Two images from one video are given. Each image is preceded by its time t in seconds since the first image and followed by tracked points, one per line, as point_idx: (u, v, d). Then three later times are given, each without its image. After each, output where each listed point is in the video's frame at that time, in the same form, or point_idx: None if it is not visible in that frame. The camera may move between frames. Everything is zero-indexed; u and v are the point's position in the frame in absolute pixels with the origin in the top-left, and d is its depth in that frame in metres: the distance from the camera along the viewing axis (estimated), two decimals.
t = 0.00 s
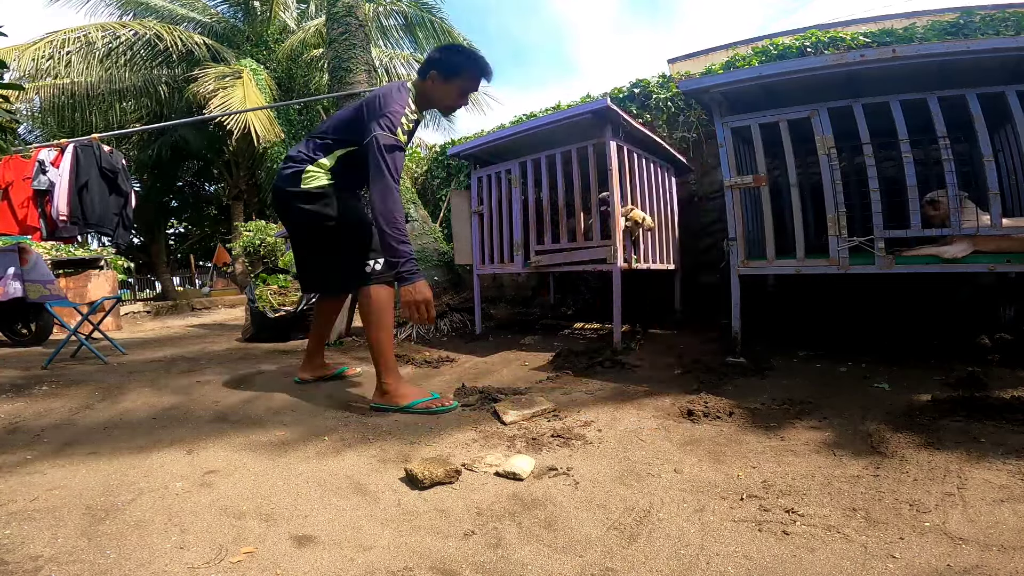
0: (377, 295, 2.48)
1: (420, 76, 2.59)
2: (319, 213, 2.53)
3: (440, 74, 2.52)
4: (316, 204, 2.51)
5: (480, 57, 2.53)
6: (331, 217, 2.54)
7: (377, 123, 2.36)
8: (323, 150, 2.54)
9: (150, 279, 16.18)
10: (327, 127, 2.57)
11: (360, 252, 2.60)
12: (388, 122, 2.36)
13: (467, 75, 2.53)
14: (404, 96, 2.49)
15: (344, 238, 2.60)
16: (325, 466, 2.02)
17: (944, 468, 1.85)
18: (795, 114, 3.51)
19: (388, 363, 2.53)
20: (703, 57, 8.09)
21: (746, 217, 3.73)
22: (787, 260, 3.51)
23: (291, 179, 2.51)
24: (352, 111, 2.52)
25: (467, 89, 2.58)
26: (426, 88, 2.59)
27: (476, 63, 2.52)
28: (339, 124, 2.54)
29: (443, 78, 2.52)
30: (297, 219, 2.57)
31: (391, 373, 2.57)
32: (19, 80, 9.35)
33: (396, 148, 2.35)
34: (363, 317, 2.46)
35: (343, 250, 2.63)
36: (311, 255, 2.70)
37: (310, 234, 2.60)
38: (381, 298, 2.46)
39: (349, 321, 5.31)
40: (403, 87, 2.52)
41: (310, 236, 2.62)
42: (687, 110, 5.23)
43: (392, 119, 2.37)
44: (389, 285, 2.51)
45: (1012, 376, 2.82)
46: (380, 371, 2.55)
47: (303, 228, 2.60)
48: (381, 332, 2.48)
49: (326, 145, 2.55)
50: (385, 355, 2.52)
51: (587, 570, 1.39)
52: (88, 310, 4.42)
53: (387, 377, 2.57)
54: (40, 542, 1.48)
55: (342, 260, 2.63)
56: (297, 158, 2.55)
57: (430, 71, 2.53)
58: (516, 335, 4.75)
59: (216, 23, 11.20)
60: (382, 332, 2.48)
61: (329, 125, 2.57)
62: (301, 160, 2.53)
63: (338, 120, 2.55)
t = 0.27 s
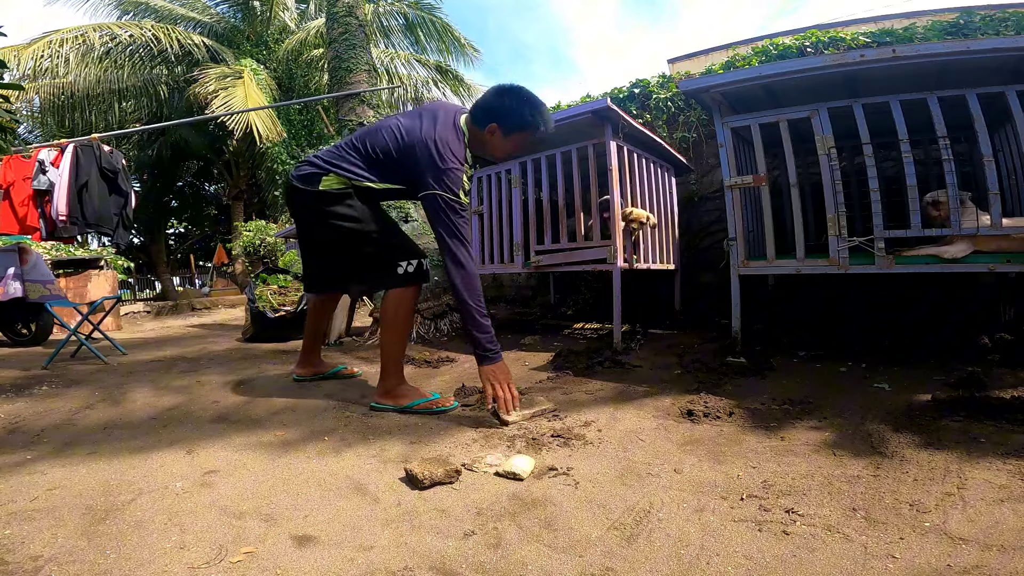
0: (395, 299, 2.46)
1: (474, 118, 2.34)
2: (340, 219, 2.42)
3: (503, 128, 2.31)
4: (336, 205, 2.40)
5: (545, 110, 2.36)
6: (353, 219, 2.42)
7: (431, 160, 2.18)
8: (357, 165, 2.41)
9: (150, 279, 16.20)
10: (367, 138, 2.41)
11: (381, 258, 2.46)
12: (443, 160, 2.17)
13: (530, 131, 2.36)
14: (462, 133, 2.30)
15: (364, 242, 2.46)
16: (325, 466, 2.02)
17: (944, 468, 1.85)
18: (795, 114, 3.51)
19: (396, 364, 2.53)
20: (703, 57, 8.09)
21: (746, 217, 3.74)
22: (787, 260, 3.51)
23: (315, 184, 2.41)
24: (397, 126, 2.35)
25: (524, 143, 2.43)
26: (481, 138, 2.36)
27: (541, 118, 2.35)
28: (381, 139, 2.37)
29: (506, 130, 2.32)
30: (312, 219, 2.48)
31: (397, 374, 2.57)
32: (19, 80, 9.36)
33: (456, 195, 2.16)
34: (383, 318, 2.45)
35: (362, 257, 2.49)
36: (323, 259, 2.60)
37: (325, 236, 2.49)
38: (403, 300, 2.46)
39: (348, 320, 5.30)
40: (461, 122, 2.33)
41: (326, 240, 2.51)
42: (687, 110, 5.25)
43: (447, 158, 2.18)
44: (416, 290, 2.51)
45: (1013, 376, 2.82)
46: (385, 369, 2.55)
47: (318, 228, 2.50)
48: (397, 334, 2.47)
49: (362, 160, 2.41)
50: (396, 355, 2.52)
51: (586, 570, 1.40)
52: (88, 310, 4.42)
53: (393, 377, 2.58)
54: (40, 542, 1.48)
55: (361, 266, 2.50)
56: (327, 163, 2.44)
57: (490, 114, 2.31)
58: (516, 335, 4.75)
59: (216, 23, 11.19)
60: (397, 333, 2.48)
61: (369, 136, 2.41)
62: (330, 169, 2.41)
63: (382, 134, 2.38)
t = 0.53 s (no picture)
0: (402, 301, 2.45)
1: (493, 120, 2.34)
2: (354, 216, 2.40)
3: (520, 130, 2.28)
4: (351, 204, 2.39)
5: (565, 115, 2.31)
6: (367, 218, 2.41)
7: (451, 166, 2.16)
8: (374, 162, 2.39)
9: (151, 279, 16.22)
10: (385, 136, 2.38)
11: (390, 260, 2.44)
12: (464, 167, 2.16)
13: (549, 135, 2.31)
14: (482, 137, 2.28)
15: (374, 243, 2.44)
16: (325, 466, 2.02)
17: (945, 468, 1.85)
18: (795, 114, 3.50)
19: (399, 364, 2.53)
20: (703, 58, 8.09)
21: (746, 217, 3.74)
22: (787, 260, 3.51)
23: (329, 179, 2.38)
24: (417, 127, 2.32)
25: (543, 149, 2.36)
26: (498, 142, 2.33)
27: (560, 122, 2.31)
28: (400, 139, 2.34)
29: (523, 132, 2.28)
30: (325, 215, 2.47)
31: (399, 375, 2.57)
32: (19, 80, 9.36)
33: (474, 203, 2.15)
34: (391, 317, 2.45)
35: (370, 258, 2.45)
36: (333, 257, 2.59)
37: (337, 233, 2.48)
38: (412, 302, 2.45)
39: (348, 319, 5.31)
40: (482, 125, 2.31)
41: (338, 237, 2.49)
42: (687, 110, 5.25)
43: (467, 164, 2.16)
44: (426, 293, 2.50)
45: (1013, 376, 2.82)
46: (388, 368, 2.56)
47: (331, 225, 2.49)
48: (403, 335, 2.47)
49: (378, 159, 2.38)
50: (400, 354, 2.53)
51: (586, 570, 1.40)
52: (88, 310, 4.42)
53: (395, 377, 2.58)
54: (40, 542, 1.48)
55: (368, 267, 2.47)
56: (343, 158, 2.42)
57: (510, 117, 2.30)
58: (516, 335, 4.75)
59: (216, 23, 11.20)
60: (404, 333, 2.48)
61: (387, 133, 2.38)
62: (347, 165, 2.39)
63: (402, 133, 2.34)
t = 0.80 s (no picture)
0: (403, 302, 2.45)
1: (498, 122, 2.35)
2: (358, 216, 2.41)
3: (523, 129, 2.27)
4: (355, 204, 2.40)
5: (569, 116, 2.29)
6: (369, 219, 2.41)
7: (454, 167, 2.17)
8: (377, 162, 2.39)
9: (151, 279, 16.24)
10: (389, 136, 2.39)
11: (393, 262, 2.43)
12: (466, 171, 2.16)
13: (550, 136, 2.29)
14: (486, 139, 2.28)
15: (376, 244, 2.43)
16: (325, 467, 2.02)
17: (945, 468, 1.85)
18: (795, 114, 3.50)
19: (399, 364, 2.54)
20: (703, 58, 8.09)
21: (746, 217, 3.74)
22: (787, 260, 3.51)
23: (333, 179, 2.40)
24: (421, 128, 2.33)
25: (546, 151, 2.33)
26: (501, 143, 2.32)
27: (562, 123, 2.29)
28: (403, 139, 2.35)
29: (526, 131, 2.27)
30: (330, 215, 2.48)
31: (399, 375, 2.58)
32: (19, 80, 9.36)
33: (476, 208, 2.13)
34: (392, 318, 2.46)
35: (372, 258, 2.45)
36: (335, 257, 2.59)
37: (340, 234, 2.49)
38: (414, 304, 2.44)
39: (348, 319, 5.31)
40: (486, 127, 2.32)
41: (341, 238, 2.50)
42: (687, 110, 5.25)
43: (470, 167, 2.16)
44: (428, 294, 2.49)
45: (1013, 376, 2.82)
46: (387, 368, 2.57)
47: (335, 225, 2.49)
48: (404, 335, 2.48)
49: (382, 159, 2.39)
50: (401, 355, 2.54)
51: (586, 570, 1.40)
52: (88, 310, 4.42)
53: (394, 377, 2.59)
54: (40, 542, 1.48)
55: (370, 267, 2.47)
56: (346, 158, 2.42)
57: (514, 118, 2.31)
58: (516, 335, 4.75)
59: (216, 23, 11.19)
60: (405, 334, 2.48)
61: (392, 133, 2.38)
62: (350, 164, 2.40)
63: (406, 133, 2.35)
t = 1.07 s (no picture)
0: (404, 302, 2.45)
1: (498, 118, 2.34)
2: (358, 216, 2.40)
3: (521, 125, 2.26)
4: (355, 204, 2.39)
5: (569, 112, 2.26)
6: (370, 219, 2.41)
7: (455, 166, 2.17)
8: (376, 161, 2.39)
9: (151, 279, 16.24)
10: (389, 134, 2.39)
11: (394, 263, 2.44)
12: (466, 169, 2.16)
13: (549, 132, 2.27)
14: (485, 136, 2.28)
15: (377, 244, 2.43)
16: (325, 467, 2.02)
17: (944, 468, 1.85)
18: (795, 114, 3.50)
19: (399, 364, 2.54)
20: (703, 58, 8.09)
21: (746, 217, 3.74)
22: (787, 260, 3.51)
23: (333, 179, 2.39)
24: (421, 127, 2.33)
25: (546, 147, 2.32)
26: (500, 139, 2.32)
27: (562, 119, 2.26)
28: (403, 137, 2.35)
29: (524, 127, 2.26)
30: (329, 214, 2.48)
31: (398, 375, 2.58)
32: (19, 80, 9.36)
33: (477, 207, 2.14)
34: (393, 318, 2.46)
35: (373, 259, 2.46)
36: (337, 257, 2.59)
37: (340, 233, 2.48)
38: (414, 304, 2.44)
39: (348, 319, 5.31)
40: (486, 124, 2.32)
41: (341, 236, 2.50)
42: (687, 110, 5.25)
43: (470, 165, 2.16)
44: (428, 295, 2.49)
45: (1013, 376, 2.82)
46: (387, 367, 2.57)
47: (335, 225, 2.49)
48: (404, 335, 2.48)
49: (382, 157, 2.39)
50: (401, 355, 2.54)
51: (586, 570, 1.40)
52: (88, 310, 4.42)
53: (394, 377, 2.59)
54: (40, 542, 1.48)
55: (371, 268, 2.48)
56: (346, 157, 2.42)
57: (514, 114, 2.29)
58: (516, 335, 4.76)
59: (216, 24, 11.19)
60: (405, 334, 2.49)
61: (391, 131, 2.38)
62: (349, 164, 2.39)
63: (406, 132, 2.35)
